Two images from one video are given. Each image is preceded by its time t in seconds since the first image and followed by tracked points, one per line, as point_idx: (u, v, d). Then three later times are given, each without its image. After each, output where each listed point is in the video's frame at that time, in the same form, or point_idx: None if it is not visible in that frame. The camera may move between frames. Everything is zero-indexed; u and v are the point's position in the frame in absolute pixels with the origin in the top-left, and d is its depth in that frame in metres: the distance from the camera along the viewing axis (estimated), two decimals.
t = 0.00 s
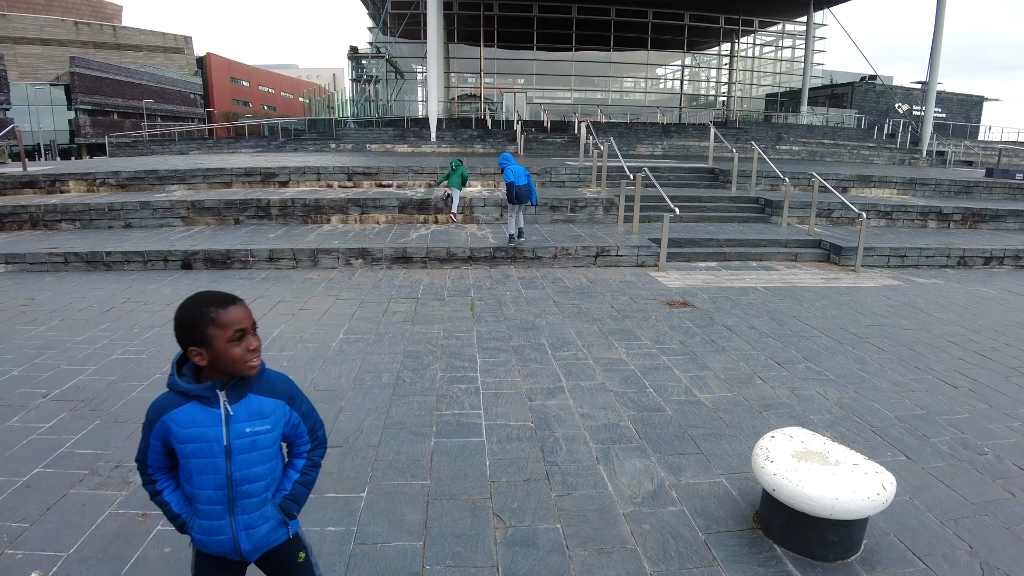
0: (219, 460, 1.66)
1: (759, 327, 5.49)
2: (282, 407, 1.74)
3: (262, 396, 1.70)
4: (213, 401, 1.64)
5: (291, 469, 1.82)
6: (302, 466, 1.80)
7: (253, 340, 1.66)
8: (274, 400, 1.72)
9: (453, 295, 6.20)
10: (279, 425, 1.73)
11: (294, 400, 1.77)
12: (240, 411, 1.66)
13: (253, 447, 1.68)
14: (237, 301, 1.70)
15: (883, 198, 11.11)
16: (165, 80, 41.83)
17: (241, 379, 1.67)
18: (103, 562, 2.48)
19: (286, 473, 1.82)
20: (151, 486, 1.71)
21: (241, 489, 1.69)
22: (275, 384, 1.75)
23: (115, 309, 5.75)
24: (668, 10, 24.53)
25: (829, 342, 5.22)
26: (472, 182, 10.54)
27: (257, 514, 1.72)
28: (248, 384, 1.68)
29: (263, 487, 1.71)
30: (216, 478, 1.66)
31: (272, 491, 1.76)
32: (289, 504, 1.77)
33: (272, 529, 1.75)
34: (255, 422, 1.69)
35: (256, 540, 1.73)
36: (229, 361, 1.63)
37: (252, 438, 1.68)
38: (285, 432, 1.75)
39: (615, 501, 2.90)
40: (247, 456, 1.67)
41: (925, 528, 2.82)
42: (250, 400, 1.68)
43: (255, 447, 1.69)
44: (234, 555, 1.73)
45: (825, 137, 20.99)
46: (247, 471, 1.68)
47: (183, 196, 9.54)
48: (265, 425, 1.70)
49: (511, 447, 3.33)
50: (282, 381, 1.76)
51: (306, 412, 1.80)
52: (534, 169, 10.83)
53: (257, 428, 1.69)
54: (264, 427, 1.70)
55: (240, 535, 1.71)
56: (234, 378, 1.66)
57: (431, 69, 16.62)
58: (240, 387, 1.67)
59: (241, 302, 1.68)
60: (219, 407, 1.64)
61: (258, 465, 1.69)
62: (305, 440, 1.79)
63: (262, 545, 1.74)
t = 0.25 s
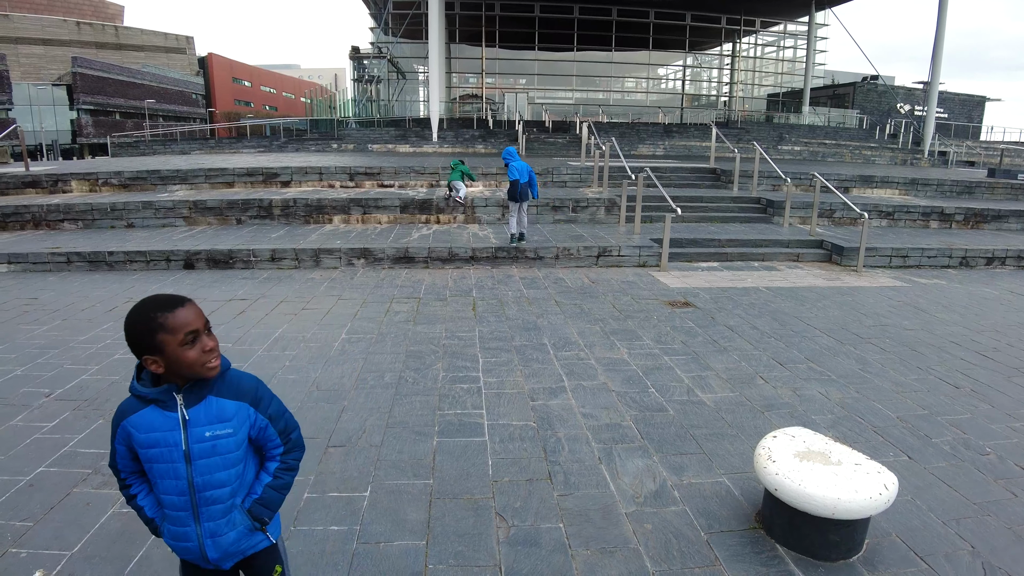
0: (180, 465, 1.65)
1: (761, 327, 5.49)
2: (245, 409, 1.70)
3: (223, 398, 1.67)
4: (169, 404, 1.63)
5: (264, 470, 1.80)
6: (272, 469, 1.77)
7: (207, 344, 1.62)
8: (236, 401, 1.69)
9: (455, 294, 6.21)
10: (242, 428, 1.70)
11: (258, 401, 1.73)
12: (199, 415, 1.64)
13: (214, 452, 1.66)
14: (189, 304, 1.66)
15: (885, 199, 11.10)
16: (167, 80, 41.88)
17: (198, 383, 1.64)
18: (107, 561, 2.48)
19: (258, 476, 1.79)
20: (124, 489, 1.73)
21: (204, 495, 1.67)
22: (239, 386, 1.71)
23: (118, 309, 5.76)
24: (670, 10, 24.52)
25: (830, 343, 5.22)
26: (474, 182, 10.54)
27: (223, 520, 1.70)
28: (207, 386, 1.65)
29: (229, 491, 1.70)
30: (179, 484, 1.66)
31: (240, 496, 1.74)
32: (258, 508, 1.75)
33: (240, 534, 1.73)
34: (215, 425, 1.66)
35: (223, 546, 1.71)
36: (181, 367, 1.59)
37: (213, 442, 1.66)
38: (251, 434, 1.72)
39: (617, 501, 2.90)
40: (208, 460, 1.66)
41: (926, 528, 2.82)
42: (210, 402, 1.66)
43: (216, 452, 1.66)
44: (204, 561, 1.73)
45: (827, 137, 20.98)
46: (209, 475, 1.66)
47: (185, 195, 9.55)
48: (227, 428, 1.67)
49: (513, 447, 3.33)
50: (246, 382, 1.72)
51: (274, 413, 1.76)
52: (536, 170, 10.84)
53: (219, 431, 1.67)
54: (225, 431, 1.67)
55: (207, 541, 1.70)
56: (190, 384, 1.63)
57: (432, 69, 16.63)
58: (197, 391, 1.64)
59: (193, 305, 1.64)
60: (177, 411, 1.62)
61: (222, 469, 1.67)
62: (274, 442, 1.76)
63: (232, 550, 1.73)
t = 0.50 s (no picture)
0: (168, 482, 1.61)
1: (763, 327, 5.49)
2: (242, 434, 1.61)
3: (220, 420, 1.58)
4: (163, 419, 1.57)
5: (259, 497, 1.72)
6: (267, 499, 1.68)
7: (166, 363, 1.48)
8: (233, 425, 1.59)
9: (457, 294, 6.22)
10: (236, 454, 1.61)
11: (258, 428, 1.63)
12: (190, 435, 1.57)
13: (202, 476, 1.59)
14: (179, 310, 1.53)
15: (887, 199, 11.10)
16: (169, 80, 41.95)
17: (187, 402, 1.55)
18: (110, 560, 2.49)
19: (253, 502, 1.72)
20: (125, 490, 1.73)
21: (190, 517, 1.62)
22: (237, 410, 1.61)
23: (120, 309, 5.77)
24: (672, 10, 24.51)
25: (833, 343, 5.21)
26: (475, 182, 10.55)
27: (207, 546, 1.64)
28: (198, 408, 1.56)
29: (216, 517, 1.63)
30: (167, 501, 1.62)
31: (229, 522, 1.67)
32: (246, 538, 1.67)
33: (224, 561, 1.67)
34: (207, 449, 1.59)
35: (206, 570, 1.67)
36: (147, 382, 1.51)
37: (203, 465, 1.59)
38: (246, 462, 1.63)
39: (620, 500, 2.90)
40: (196, 483, 1.60)
41: (928, 528, 2.82)
42: (205, 423, 1.58)
43: (203, 476, 1.59)
44: None
45: (828, 137, 20.97)
46: (196, 498, 1.60)
47: (187, 195, 9.57)
48: (218, 452, 1.59)
49: (516, 447, 3.34)
50: (246, 407, 1.61)
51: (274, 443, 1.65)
52: (537, 170, 10.85)
53: (211, 455, 1.59)
54: (217, 456, 1.59)
55: (190, 561, 1.66)
56: (167, 403, 1.54)
57: (434, 69, 16.64)
58: (189, 411, 1.56)
59: (174, 314, 1.50)
60: (167, 428, 1.57)
61: (210, 494, 1.61)
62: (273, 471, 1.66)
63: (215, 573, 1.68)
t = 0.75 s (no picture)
0: (180, 514, 1.58)
1: (766, 328, 5.49)
2: (260, 473, 1.55)
3: (239, 456, 1.54)
4: (182, 448, 1.55)
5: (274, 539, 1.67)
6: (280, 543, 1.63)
7: (185, 389, 1.46)
8: (251, 463, 1.54)
9: (459, 295, 6.23)
10: (253, 495, 1.56)
11: (279, 469, 1.56)
12: (207, 469, 1.54)
13: (217, 512, 1.55)
14: (212, 334, 1.51)
15: (889, 199, 11.09)
16: (171, 81, 42.02)
17: (206, 433, 1.52)
18: (114, 559, 2.49)
19: (266, 543, 1.67)
20: (137, 514, 1.70)
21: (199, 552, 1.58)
22: (259, 447, 1.56)
23: (123, 309, 5.78)
24: (674, 10, 24.50)
25: (834, 344, 5.21)
26: (477, 182, 10.56)
27: None
28: (218, 441, 1.52)
29: (225, 559, 1.58)
30: (177, 532, 1.59)
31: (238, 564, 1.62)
32: None
33: None
34: (223, 486, 1.55)
35: None
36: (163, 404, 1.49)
37: (216, 502, 1.55)
38: (263, 502, 1.58)
39: (621, 500, 2.91)
40: (210, 519, 1.56)
41: (930, 528, 2.82)
42: (224, 457, 1.54)
43: (217, 512, 1.56)
44: None
45: (830, 137, 20.94)
46: (207, 534, 1.57)
47: (189, 196, 9.60)
48: (235, 489, 1.54)
49: (518, 447, 3.34)
50: (268, 446, 1.56)
51: (296, 486, 1.59)
52: (539, 170, 10.86)
53: (226, 492, 1.55)
54: (232, 494, 1.55)
55: None
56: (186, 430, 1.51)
57: (436, 69, 16.63)
58: (208, 443, 1.53)
59: (204, 338, 1.48)
60: (184, 458, 1.54)
61: (221, 534, 1.57)
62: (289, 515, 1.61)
63: None
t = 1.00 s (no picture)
0: (171, 548, 1.50)
1: (767, 328, 5.48)
2: (256, 508, 1.46)
3: (233, 491, 1.45)
4: (173, 481, 1.46)
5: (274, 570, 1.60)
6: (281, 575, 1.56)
7: (168, 422, 1.35)
8: (245, 498, 1.45)
9: (460, 295, 6.24)
10: (248, 530, 1.47)
11: (277, 504, 1.48)
12: (200, 503, 1.45)
13: (211, 547, 1.47)
14: (199, 360, 1.39)
15: (892, 200, 11.08)
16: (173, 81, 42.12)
17: (197, 466, 1.43)
18: (116, 559, 2.49)
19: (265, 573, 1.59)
20: (126, 540, 1.62)
21: None
22: (255, 481, 1.46)
23: (125, 309, 5.80)
24: (675, 10, 24.50)
25: (836, 344, 5.21)
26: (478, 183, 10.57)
27: None
28: (210, 475, 1.43)
29: None
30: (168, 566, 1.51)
31: None
32: None
33: None
34: (217, 521, 1.46)
35: None
36: (147, 436, 1.39)
37: (210, 538, 1.47)
38: (261, 537, 1.50)
39: (622, 501, 2.91)
40: (202, 554, 1.48)
41: (931, 529, 2.82)
42: (218, 492, 1.45)
43: (210, 548, 1.47)
44: None
45: (832, 138, 20.93)
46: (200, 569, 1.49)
47: (191, 196, 9.63)
48: (230, 524, 1.46)
49: (519, 447, 3.35)
50: (265, 479, 1.47)
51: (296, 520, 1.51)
52: (540, 171, 10.87)
53: (220, 527, 1.47)
54: (227, 529, 1.46)
55: None
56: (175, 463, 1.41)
57: (438, 69, 16.63)
58: (200, 477, 1.44)
59: (189, 367, 1.36)
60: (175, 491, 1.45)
61: (215, 570, 1.49)
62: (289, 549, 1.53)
63: None
